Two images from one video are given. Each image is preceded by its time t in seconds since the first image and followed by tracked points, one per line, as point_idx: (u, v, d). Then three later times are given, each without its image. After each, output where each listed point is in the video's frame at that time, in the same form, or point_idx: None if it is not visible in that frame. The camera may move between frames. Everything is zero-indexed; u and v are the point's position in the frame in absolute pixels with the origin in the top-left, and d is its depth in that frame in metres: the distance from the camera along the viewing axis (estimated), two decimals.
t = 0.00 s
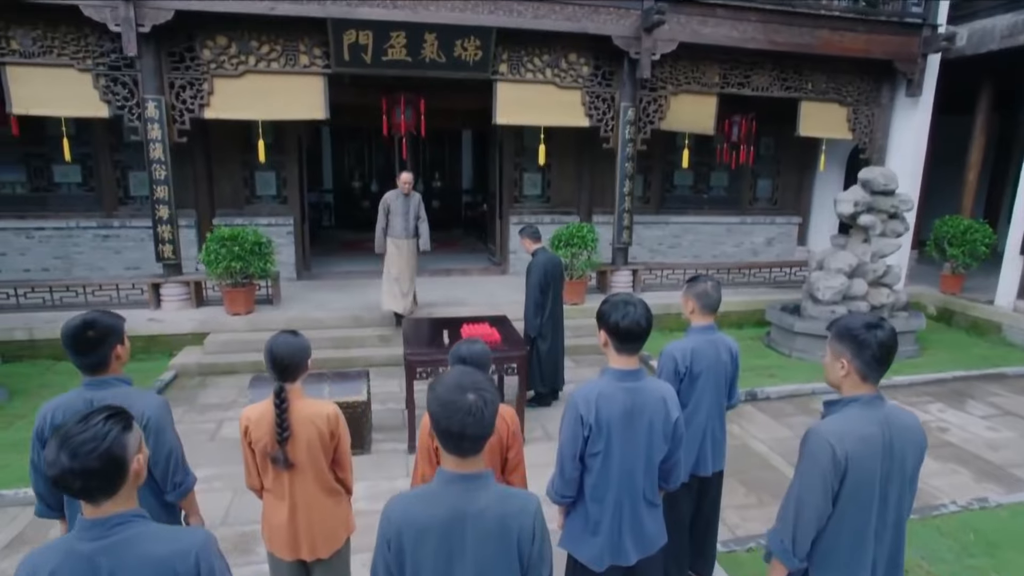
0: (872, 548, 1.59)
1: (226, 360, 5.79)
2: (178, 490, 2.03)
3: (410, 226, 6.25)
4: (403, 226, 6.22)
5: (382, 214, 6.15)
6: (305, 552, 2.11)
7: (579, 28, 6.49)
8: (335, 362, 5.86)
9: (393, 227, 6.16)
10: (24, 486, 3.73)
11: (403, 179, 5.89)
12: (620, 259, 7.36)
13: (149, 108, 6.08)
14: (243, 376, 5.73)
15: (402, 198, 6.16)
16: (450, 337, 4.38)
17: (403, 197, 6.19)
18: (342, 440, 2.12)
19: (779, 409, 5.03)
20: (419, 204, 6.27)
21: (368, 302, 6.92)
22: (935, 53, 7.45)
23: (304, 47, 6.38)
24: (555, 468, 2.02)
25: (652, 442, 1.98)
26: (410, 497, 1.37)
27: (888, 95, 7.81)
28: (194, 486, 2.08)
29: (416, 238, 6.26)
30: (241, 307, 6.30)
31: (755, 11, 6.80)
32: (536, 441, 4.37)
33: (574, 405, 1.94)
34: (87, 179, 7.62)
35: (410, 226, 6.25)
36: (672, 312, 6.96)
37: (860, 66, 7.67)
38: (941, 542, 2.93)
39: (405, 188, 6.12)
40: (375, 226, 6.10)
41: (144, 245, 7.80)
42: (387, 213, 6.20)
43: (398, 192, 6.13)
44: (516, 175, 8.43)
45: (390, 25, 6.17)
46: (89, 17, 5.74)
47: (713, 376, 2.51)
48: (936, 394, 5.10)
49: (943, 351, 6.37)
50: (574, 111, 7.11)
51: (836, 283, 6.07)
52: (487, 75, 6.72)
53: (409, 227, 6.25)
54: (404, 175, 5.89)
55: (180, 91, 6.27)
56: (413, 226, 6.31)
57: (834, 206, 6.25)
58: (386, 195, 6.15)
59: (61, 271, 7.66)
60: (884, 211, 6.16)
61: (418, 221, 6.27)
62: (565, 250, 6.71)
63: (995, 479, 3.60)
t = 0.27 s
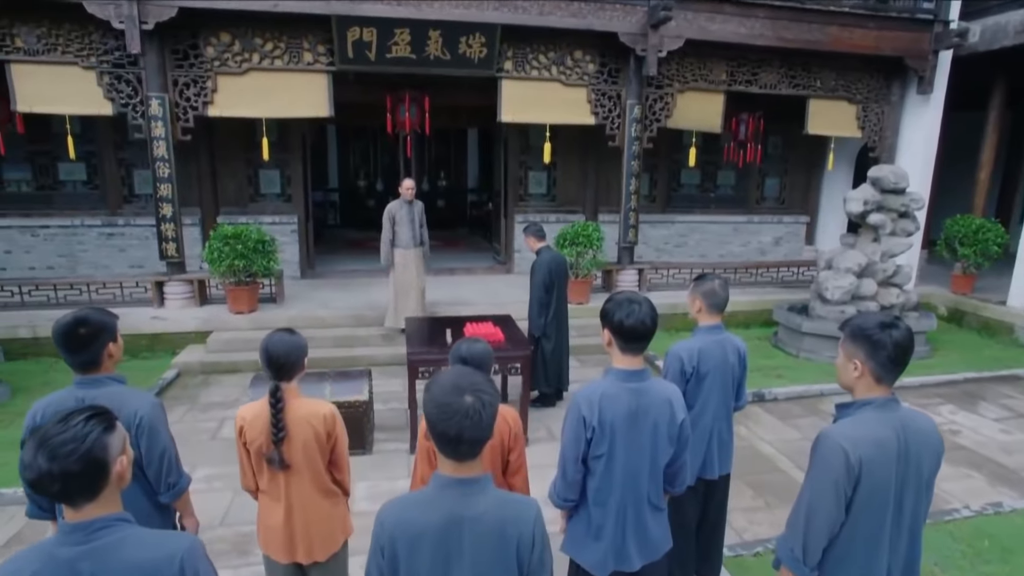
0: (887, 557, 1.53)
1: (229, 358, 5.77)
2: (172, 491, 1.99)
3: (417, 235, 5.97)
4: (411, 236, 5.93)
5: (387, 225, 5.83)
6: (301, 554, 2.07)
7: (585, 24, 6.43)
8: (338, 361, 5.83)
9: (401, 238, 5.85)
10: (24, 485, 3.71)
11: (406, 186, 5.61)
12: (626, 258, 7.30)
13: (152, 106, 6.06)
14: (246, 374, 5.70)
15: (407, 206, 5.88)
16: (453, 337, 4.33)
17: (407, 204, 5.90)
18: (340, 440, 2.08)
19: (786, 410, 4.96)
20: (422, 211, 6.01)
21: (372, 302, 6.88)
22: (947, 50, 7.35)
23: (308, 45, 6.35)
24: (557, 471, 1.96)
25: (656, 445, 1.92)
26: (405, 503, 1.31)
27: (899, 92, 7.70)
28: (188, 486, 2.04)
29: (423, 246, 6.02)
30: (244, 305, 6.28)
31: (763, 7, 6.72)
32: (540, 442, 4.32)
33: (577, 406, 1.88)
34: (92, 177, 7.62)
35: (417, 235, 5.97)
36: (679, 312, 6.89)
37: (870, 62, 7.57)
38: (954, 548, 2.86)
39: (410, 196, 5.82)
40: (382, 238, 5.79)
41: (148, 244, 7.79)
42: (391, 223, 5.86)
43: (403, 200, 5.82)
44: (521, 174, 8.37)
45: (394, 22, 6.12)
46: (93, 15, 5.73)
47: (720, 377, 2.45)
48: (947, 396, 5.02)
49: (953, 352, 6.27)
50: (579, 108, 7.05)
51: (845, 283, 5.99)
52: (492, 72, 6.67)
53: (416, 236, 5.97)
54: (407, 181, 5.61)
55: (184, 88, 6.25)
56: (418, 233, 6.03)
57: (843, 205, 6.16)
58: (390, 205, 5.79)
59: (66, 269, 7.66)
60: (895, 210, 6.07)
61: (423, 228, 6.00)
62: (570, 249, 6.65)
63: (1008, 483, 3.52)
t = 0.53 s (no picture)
0: (901, 565, 1.47)
1: (232, 356, 5.74)
2: (166, 491, 1.96)
3: (422, 232, 5.97)
4: (416, 233, 5.92)
5: (394, 223, 5.78)
6: (297, 556, 2.03)
7: (591, 21, 6.36)
8: (340, 359, 5.80)
9: (408, 236, 5.82)
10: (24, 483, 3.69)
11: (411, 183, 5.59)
12: (632, 256, 7.23)
13: (156, 103, 6.04)
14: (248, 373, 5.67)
15: (411, 203, 5.87)
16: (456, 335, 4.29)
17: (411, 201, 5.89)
18: (336, 440, 2.04)
19: (794, 411, 4.89)
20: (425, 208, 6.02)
21: (375, 300, 6.85)
22: (959, 46, 7.24)
23: (311, 41, 6.31)
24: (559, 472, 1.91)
25: (661, 446, 1.86)
26: (398, 506, 1.27)
27: (909, 88, 7.60)
28: (182, 486, 2.01)
29: (427, 244, 6.02)
30: (247, 303, 6.26)
31: (771, 2, 6.64)
32: (543, 442, 4.26)
33: (580, 406, 1.83)
34: (97, 175, 7.61)
35: (422, 232, 5.96)
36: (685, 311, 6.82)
37: (879, 58, 7.47)
38: (966, 553, 2.79)
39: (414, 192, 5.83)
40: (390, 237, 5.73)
41: (153, 241, 7.78)
42: (397, 221, 5.82)
43: (407, 198, 5.82)
44: (527, 172, 8.32)
45: (398, 18, 6.08)
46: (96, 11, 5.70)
47: (727, 377, 2.39)
48: (959, 397, 4.93)
49: (964, 352, 6.18)
50: (584, 105, 6.99)
51: (853, 283, 5.90)
52: (496, 69, 6.62)
53: (422, 234, 5.96)
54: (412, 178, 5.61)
55: (187, 85, 6.22)
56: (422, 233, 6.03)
57: (851, 203, 6.07)
58: (395, 203, 5.76)
59: (70, 267, 7.66)
60: (905, 208, 5.98)
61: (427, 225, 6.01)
62: (575, 247, 6.58)
63: (1022, 486, 3.44)
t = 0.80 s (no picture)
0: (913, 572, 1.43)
1: (235, 353, 5.72)
2: (160, 490, 1.93)
3: (428, 236, 5.88)
4: (422, 236, 5.84)
5: (399, 224, 5.75)
6: (293, 556, 1.99)
7: (596, 16, 6.30)
8: (343, 356, 5.77)
9: (413, 238, 5.75)
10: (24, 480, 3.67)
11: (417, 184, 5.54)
12: (637, 254, 7.17)
13: (159, 99, 6.02)
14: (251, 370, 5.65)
15: (417, 205, 5.82)
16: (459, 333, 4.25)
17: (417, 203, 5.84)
18: (333, 438, 2.01)
19: (800, 410, 4.83)
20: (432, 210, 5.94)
21: (378, 297, 6.81)
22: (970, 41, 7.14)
23: (314, 36, 6.27)
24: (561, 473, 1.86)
25: (666, 446, 1.81)
26: (390, 509, 1.23)
27: (919, 84, 7.50)
28: (177, 485, 1.98)
29: (434, 248, 5.93)
30: (250, 300, 6.24)
31: None
32: (547, 440, 4.22)
33: (582, 404, 1.78)
34: (101, 171, 7.61)
35: (428, 236, 5.87)
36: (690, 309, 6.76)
37: (888, 54, 7.38)
38: (977, 556, 2.73)
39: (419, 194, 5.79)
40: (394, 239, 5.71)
41: (156, 238, 7.77)
42: (403, 223, 5.79)
43: (412, 200, 5.78)
44: (531, 169, 8.27)
45: (401, 14, 6.04)
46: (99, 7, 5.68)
47: (734, 376, 2.33)
48: (969, 397, 4.85)
49: (974, 352, 6.09)
50: (589, 101, 6.92)
51: (861, 281, 5.83)
52: (500, 65, 6.57)
53: (428, 237, 5.87)
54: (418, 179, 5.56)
55: (190, 81, 6.20)
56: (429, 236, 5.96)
57: (859, 200, 5.99)
58: (400, 204, 5.75)
59: (75, 263, 7.66)
60: (914, 205, 5.89)
61: (434, 228, 5.93)
62: (580, 244, 6.53)
63: None
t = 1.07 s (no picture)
0: None
1: (237, 351, 5.70)
2: (153, 490, 1.89)
3: (438, 246, 5.69)
4: (431, 246, 5.66)
5: (408, 231, 5.63)
6: (288, 558, 1.95)
7: (603, 11, 6.22)
8: (347, 354, 5.74)
9: (420, 247, 5.61)
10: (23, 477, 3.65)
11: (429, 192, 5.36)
12: (643, 252, 7.10)
13: (162, 95, 5.99)
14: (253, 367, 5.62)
15: (430, 213, 5.64)
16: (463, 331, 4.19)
17: (430, 211, 5.66)
18: (330, 437, 1.96)
19: (809, 411, 4.75)
20: (446, 220, 5.74)
21: (382, 295, 6.77)
22: (984, 36, 7.01)
23: (318, 32, 6.23)
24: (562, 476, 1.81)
25: (671, 448, 1.75)
26: (382, 514, 1.18)
27: (931, 80, 7.38)
28: (170, 485, 1.94)
29: (444, 257, 5.76)
30: (253, 297, 6.21)
31: None
32: (551, 440, 4.17)
33: (585, 405, 1.72)
34: (105, 168, 7.59)
35: (438, 246, 5.69)
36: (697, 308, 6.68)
37: (900, 49, 7.26)
38: (992, 562, 2.66)
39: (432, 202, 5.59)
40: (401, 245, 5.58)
41: (160, 235, 7.75)
42: (413, 230, 5.66)
43: (425, 207, 5.61)
44: (537, 166, 8.20)
45: (406, 9, 5.99)
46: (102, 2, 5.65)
47: (743, 376, 2.27)
48: (982, 398, 4.76)
49: (987, 352, 5.99)
50: (595, 97, 6.85)
51: (871, 280, 5.75)
52: (506, 61, 6.50)
53: (437, 247, 5.68)
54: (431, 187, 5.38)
55: (194, 77, 6.17)
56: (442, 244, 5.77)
57: (870, 198, 5.88)
58: (411, 211, 5.60)
59: (79, 260, 7.66)
60: (926, 203, 5.78)
61: (445, 238, 5.73)
62: (586, 242, 6.46)
63: None
